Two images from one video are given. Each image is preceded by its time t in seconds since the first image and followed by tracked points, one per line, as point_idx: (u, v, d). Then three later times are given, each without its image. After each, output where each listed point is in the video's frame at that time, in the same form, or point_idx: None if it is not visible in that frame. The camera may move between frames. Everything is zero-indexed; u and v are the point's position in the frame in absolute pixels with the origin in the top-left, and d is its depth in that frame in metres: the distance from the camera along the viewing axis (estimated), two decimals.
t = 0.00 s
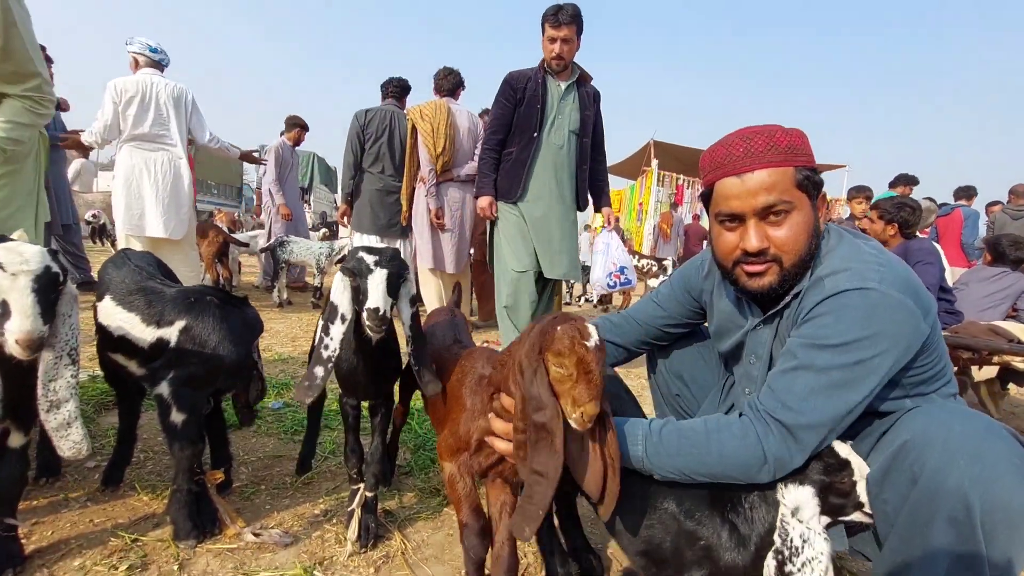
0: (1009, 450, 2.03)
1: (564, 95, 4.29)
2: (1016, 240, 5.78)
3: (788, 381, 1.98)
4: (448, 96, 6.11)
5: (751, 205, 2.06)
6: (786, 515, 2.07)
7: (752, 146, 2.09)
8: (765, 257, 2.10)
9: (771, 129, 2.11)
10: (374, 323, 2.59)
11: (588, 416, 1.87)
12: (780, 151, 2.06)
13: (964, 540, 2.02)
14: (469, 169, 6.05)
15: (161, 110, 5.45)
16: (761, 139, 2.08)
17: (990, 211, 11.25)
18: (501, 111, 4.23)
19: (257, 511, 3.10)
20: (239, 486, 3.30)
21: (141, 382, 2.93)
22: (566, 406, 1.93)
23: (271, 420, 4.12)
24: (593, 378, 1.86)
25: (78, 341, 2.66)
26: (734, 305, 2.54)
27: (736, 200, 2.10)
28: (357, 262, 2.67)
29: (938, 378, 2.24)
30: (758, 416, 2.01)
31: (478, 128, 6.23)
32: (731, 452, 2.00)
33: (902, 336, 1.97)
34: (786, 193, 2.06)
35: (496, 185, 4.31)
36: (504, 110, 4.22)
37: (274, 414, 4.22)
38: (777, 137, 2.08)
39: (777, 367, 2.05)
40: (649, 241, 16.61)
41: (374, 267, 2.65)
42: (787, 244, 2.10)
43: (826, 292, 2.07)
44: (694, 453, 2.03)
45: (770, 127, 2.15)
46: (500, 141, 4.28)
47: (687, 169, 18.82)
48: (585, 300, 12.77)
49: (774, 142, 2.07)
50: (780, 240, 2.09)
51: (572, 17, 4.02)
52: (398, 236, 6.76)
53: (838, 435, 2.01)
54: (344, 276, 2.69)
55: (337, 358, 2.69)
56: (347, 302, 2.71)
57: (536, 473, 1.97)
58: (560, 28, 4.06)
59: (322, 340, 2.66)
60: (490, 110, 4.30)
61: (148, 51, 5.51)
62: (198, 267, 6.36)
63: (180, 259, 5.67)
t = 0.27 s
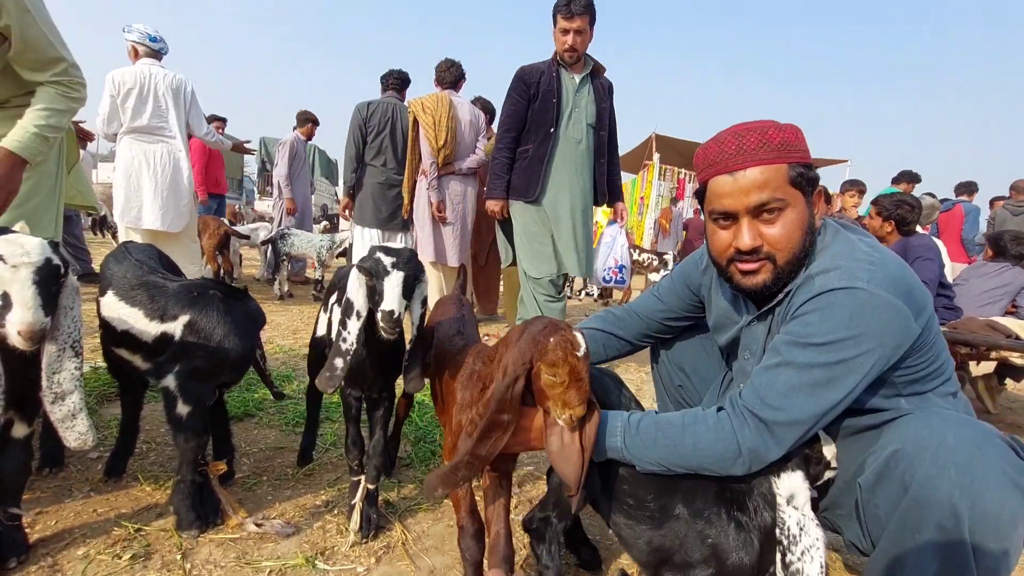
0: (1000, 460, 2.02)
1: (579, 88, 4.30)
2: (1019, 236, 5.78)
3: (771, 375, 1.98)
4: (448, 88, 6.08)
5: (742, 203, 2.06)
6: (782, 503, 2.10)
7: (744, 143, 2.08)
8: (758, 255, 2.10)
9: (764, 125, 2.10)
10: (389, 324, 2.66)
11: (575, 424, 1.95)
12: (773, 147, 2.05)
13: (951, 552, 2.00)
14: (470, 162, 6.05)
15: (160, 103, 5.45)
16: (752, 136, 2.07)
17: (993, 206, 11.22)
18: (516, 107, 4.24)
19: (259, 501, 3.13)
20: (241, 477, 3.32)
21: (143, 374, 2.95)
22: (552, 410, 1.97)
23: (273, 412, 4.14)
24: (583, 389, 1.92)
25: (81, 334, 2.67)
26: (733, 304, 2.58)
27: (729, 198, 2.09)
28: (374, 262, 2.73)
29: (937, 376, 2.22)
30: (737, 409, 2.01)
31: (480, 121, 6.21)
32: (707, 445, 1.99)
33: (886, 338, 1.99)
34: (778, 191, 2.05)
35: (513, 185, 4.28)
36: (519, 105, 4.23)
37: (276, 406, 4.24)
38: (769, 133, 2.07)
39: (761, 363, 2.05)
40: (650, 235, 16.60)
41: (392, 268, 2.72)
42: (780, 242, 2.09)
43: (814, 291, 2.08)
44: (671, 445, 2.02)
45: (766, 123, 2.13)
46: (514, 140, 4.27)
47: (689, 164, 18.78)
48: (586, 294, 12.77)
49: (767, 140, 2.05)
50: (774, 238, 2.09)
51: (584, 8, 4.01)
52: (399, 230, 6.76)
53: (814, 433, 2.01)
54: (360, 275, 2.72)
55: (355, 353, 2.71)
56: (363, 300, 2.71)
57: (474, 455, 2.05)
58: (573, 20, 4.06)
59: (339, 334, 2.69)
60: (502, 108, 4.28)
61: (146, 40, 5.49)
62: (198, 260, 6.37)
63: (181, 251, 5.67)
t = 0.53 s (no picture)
0: (995, 469, 2.01)
1: (597, 79, 4.28)
2: (1016, 232, 5.78)
3: (776, 374, 1.97)
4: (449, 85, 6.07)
5: (714, 211, 2.09)
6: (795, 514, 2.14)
7: (722, 152, 2.09)
8: (730, 261, 2.13)
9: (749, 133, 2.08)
10: (423, 334, 2.52)
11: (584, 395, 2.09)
12: (749, 157, 2.04)
13: (940, 558, 2.02)
14: (471, 161, 6.06)
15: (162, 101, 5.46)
16: (730, 145, 2.07)
17: (998, 204, 11.16)
18: (536, 103, 4.13)
19: (260, 499, 3.14)
20: (243, 475, 3.34)
21: (146, 371, 2.96)
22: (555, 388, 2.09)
23: (274, 410, 4.16)
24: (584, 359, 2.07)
25: (82, 333, 2.68)
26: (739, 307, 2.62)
27: (702, 203, 2.15)
28: (405, 271, 2.57)
29: (940, 380, 2.22)
30: (741, 407, 2.00)
31: (483, 119, 6.21)
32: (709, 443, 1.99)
33: (894, 339, 1.97)
34: (751, 201, 2.04)
35: (539, 186, 4.19)
36: (541, 99, 4.12)
37: (277, 405, 4.25)
38: (749, 143, 2.05)
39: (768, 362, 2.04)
40: (652, 233, 16.59)
41: (425, 278, 2.58)
42: (755, 250, 2.10)
43: (822, 290, 2.07)
44: (672, 440, 2.02)
45: (756, 128, 2.09)
46: (537, 140, 4.16)
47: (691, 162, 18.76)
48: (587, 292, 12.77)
49: (743, 149, 2.05)
50: (747, 245, 2.10)
51: None
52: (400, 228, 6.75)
53: (820, 434, 1.98)
54: (387, 283, 2.58)
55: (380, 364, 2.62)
56: (385, 309, 2.61)
57: (535, 448, 2.06)
58: (584, 8, 4.04)
59: (362, 347, 2.58)
60: (521, 107, 4.17)
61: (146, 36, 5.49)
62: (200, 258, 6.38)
63: (183, 249, 5.69)
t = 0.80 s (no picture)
0: (1000, 477, 2.01)
1: (612, 78, 4.23)
2: (1007, 227, 5.76)
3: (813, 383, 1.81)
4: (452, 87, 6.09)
5: (701, 210, 2.14)
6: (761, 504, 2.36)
7: (713, 154, 2.11)
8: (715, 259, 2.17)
9: (741, 138, 2.05)
10: (450, 335, 2.52)
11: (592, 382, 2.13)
12: (733, 163, 2.03)
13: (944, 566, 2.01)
14: (474, 163, 6.08)
15: (169, 103, 5.48)
16: (719, 149, 2.07)
17: (1001, 204, 11.11)
18: (549, 107, 4.13)
19: (263, 501, 3.16)
20: (245, 476, 3.35)
21: (150, 374, 2.97)
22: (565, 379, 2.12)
23: (277, 411, 4.17)
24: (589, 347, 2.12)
25: (90, 334, 2.69)
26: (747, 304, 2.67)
27: (698, 201, 2.21)
28: (428, 275, 2.57)
29: (952, 386, 2.21)
30: (785, 422, 1.80)
31: (486, 121, 6.23)
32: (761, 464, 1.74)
33: (926, 334, 1.85)
34: (731, 205, 2.05)
35: (551, 191, 4.21)
36: (554, 102, 4.11)
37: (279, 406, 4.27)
38: (736, 148, 2.04)
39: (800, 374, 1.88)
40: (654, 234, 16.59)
41: (447, 281, 2.60)
42: (735, 253, 2.11)
43: (840, 294, 1.98)
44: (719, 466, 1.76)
45: (751, 134, 2.05)
46: (551, 144, 4.16)
47: (693, 163, 18.76)
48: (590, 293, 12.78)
49: (729, 154, 2.04)
50: (728, 246, 2.12)
51: None
52: (403, 230, 6.76)
53: (876, 444, 1.78)
54: (411, 288, 2.57)
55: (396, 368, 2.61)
56: (405, 312, 2.59)
57: (501, 443, 2.06)
58: (599, 6, 3.97)
59: (379, 350, 2.55)
60: (534, 110, 4.16)
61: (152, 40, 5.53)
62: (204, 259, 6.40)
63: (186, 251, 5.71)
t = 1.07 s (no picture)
0: None
1: (628, 80, 4.10)
2: (1001, 224, 5.76)
3: (828, 368, 1.80)
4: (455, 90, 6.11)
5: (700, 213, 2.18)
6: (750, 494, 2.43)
7: (712, 159, 2.13)
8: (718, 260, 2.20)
9: (738, 142, 2.06)
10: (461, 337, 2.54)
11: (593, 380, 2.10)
12: (728, 168, 2.05)
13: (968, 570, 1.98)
14: (477, 166, 6.09)
15: (176, 108, 5.50)
16: (716, 153, 2.10)
17: (1003, 205, 11.11)
18: (560, 112, 4.12)
19: (268, 503, 3.17)
20: (250, 479, 3.37)
21: (155, 377, 2.99)
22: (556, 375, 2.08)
23: (281, 414, 4.19)
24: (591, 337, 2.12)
25: (96, 339, 2.71)
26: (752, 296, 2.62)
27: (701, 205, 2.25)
28: (443, 277, 2.56)
29: (964, 389, 2.21)
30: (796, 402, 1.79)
31: (488, 124, 6.25)
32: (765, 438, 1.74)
33: (944, 333, 1.85)
34: (728, 208, 2.07)
35: (558, 196, 4.23)
36: (565, 107, 4.11)
37: (283, 408, 4.28)
38: (732, 153, 2.06)
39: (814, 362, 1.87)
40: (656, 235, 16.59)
41: (460, 284, 2.59)
42: (733, 255, 2.13)
43: (860, 289, 1.96)
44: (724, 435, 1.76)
45: (748, 138, 2.06)
46: (561, 147, 4.19)
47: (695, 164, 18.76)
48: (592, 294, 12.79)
49: (723, 160, 2.07)
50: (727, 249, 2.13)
51: None
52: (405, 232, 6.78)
53: (881, 434, 1.78)
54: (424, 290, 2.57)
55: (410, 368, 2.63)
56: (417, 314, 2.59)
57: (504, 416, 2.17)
58: (617, 6, 3.81)
59: (393, 350, 2.57)
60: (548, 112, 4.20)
61: (163, 46, 5.55)
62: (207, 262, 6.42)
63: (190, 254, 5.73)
